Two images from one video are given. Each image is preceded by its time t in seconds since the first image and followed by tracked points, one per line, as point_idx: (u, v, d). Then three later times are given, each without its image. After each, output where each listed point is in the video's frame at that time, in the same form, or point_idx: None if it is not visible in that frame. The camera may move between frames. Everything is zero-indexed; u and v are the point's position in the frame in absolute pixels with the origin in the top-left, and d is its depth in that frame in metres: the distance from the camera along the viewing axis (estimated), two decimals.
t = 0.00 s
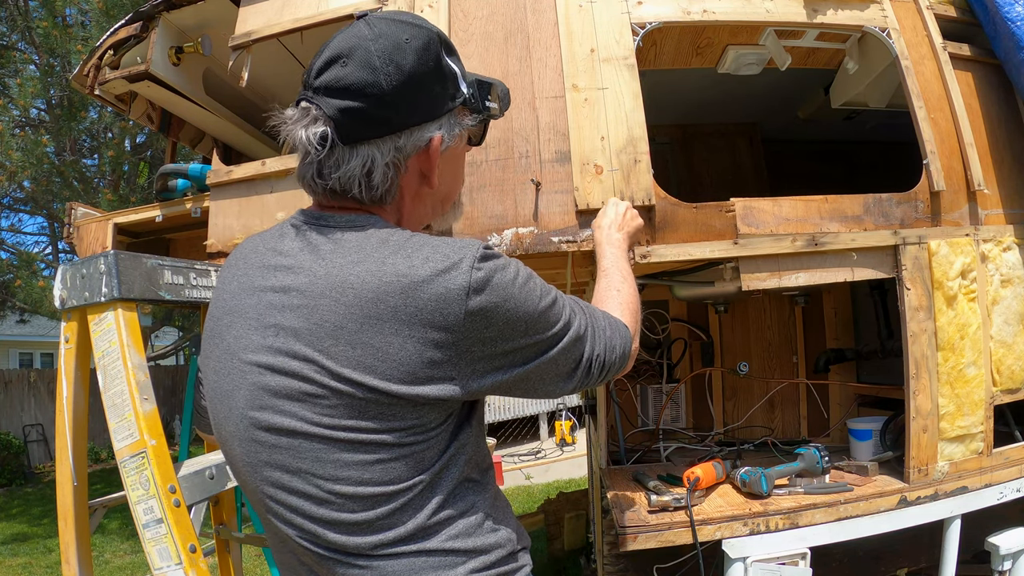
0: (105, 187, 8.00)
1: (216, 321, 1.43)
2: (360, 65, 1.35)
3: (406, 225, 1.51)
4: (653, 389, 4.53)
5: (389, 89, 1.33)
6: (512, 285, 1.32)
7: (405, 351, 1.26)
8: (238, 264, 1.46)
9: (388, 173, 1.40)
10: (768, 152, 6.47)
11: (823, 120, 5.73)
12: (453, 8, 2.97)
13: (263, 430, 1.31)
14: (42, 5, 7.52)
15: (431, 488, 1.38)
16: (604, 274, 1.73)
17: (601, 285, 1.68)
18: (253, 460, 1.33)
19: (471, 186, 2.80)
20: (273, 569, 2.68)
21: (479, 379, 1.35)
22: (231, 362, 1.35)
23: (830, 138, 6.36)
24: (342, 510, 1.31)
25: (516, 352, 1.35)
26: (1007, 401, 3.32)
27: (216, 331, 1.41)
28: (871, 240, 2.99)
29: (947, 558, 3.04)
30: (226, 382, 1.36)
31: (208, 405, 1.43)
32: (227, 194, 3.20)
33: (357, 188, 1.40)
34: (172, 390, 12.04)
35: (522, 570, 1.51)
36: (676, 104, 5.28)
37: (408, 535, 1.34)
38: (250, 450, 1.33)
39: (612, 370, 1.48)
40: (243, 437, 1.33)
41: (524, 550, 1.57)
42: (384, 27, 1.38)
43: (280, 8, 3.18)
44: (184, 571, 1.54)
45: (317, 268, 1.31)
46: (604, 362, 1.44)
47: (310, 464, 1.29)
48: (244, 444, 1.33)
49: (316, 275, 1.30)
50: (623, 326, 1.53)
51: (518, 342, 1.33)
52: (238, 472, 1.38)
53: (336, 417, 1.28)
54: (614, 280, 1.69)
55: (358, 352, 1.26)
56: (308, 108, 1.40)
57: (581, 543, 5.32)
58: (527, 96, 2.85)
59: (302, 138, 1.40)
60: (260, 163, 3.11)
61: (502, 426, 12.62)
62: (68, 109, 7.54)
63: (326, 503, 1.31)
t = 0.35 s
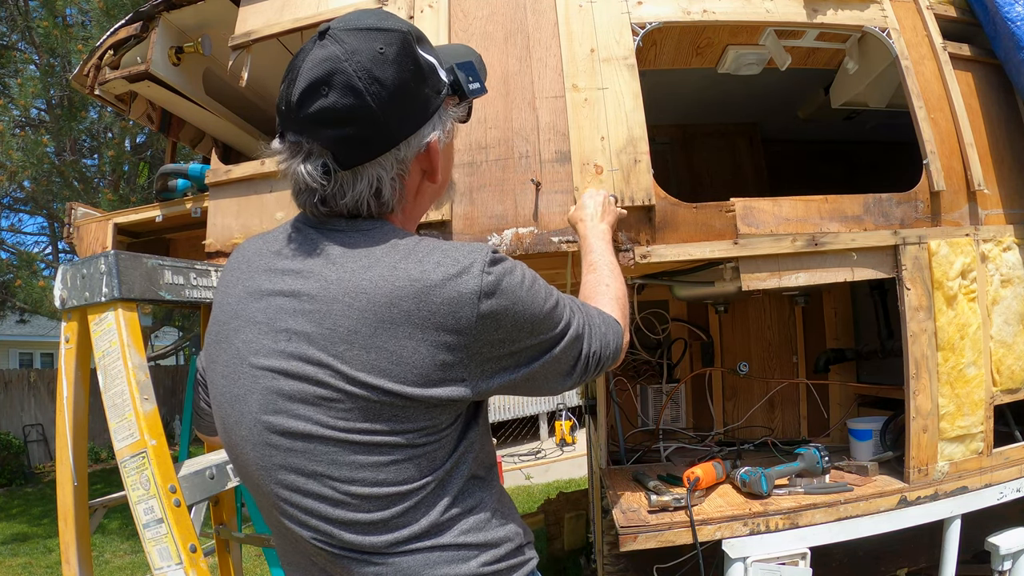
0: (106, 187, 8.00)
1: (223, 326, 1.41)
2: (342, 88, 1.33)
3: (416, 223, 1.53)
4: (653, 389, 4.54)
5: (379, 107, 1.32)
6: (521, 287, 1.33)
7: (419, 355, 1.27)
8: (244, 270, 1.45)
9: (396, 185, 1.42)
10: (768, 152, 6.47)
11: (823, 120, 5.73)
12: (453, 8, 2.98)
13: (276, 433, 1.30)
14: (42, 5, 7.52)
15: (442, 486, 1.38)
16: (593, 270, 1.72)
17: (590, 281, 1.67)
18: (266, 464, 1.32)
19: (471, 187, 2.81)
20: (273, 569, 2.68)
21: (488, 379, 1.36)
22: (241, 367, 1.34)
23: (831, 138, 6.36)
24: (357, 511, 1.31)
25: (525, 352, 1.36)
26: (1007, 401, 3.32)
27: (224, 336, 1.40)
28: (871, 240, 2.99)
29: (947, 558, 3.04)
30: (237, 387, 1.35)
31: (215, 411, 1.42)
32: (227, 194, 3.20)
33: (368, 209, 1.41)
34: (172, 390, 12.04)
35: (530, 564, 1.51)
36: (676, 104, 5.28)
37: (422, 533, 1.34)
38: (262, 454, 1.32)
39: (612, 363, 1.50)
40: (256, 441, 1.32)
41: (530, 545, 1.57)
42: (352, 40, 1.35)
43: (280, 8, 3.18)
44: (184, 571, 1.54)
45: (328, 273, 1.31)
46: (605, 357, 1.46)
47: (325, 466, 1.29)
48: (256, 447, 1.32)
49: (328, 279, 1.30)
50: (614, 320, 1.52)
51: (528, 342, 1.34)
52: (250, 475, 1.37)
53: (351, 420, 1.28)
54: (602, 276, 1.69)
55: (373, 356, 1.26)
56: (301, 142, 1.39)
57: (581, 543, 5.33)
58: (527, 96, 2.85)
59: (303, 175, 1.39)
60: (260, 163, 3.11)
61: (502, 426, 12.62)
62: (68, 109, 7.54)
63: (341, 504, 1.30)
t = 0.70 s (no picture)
0: (106, 187, 8.00)
1: (225, 328, 1.43)
2: (348, 90, 1.33)
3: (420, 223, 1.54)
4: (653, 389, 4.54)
5: (385, 109, 1.32)
6: (518, 293, 1.31)
7: (413, 361, 1.26)
8: (246, 271, 1.46)
9: (401, 188, 1.42)
10: (768, 152, 6.48)
11: (823, 120, 5.73)
12: (453, 8, 2.98)
13: (274, 437, 1.32)
14: (43, 4, 7.52)
15: (438, 491, 1.38)
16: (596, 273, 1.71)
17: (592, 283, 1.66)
18: (265, 466, 1.34)
19: (471, 187, 2.81)
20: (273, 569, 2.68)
21: (487, 385, 1.34)
22: (241, 370, 1.36)
23: (831, 138, 6.37)
24: (352, 514, 1.32)
25: (523, 357, 1.34)
26: (1007, 401, 3.32)
27: (226, 338, 1.42)
28: (871, 240, 2.99)
29: (947, 558, 3.04)
30: (237, 389, 1.37)
31: (219, 411, 1.44)
32: (227, 194, 3.20)
33: (373, 212, 1.41)
34: (172, 390, 12.04)
35: (528, 566, 1.50)
36: (676, 104, 5.29)
37: (416, 536, 1.35)
38: (261, 456, 1.34)
39: (615, 364, 1.48)
40: (255, 443, 1.34)
41: (528, 546, 1.56)
42: (357, 42, 1.35)
43: (280, 8, 3.18)
44: (184, 571, 1.54)
45: (325, 277, 1.31)
46: (607, 359, 1.44)
47: (321, 470, 1.30)
48: (256, 450, 1.34)
49: (324, 285, 1.30)
50: (620, 321, 1.52)
51: (526, 348, 1.33)
52: (251, 475, 1.39)
53: (345, 426, 1.29)
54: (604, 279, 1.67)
55: (367, 362, 1.26)
56: (306, 144, 1.39)
57: (581, 543, 5.33)
58: (527, 96, 2.85)
59: (309, 178, 1.38)
60: (260, 163, 3.11)
61: (502, 426, 12.62)
62: (68, 109, 7.54)
63: (336, 507, 1.31)
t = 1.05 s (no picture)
0: (105, 187, 8.00)
1: (214, 334, 1.46)
2: (352, 78, 1.34)
3: (400, 233, 1.51)
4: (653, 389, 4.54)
5: (382, 102, 1.32)
6: (494, 303, 1.29)
7: (384, 372, 1.25)
8: (234, 276, 1.48)
9: (383, 186, 1.41)
10: (768, 152, 6.47)
11: (824, 120, 5.73)
12: (453, 8, 2.98)
13: (254, 445, 1.34)
14: (42, 4, 7.52)
15: (418, 501, 1.37)
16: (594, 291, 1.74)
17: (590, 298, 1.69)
18: (250, 472, 1.37)
19: (471, 187, 2.81)
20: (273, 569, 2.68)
21: (465, 396, 1.33)
22: (226, 377, 1.39)
23: (831, 138, 6.37)
24: (330, 522, 1.33)
25: (501, 368, 1.33)
26: (1007, 401, 3.32)
27: (215, 344, 1.45)
28: (871, 240, 2.99)
29: (947, 558, 3.04)
30: (223, 395, 1.40)
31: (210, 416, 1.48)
32: (227, 194, 3.20)
33: (351, 203, 1.41)
34: (172, 390, 12.05)
35: (517, 568, 1.52)
36: (676, 104, 5.28)
37: (395, 546, 1.35)
38: (245, 462, 1.37)
39: (607, 379, 1.45)
40: (239, 450, 1.37)
41: (519, 549, 1.57)
42: (374, 36, 1.37)
43: (280, 7, 3.18)
44: (184, 571, 1.54)
45: (303, 286, 1.32)
46: (594, 373, 1.41)
47: (298, 479, 1.32)
48: (240, 456, 1.38)
49: (300, 294, 1.31)
50: (616, 332, 1.51)
51: (502, 359, 1.31)
52: (239, 479, 1.43)
53: (320, 437, 1.29)
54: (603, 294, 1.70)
55: (338, 373, 1.25)
56: (301, 122, 1.41)
57: (581, 543, 5.33)
58: (527, 96, 2.85)
59: (295, 153, 1.40)
60: (260, 163, 3.11)
61: (502, 426, 12.62)
62: (67, 109, 7.54)
63: (314, 515, 1.33)
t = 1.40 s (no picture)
0: (106, 187, 8.00)
1: (205, 338, 1.47)
2: (340, 73, 1.36)
3: (384, 235, 1.51)
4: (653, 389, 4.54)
5: (365, 98, 1.33)
6: (480, 303, 1.28)
7: (369, 374, 1.25)
8: (224, 281, 1.48)
9: (363, 183, 1.41)
10: (767, 151, 6.47)
11: (824, 120, 5.73)
12: (453, 8, 2.98)
13: (245, 449, 1.35)
14: (42, 4, 7.51)
15: (409, 503, 1.37)
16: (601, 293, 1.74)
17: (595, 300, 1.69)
18: (242, 476, 1.38)
19: (471, 187, 2.81)
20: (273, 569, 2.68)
21: (453, 397, 1.33)
22: (216, 381, 1.40)
23: (830, 138, 6.37)
24: (321, 525, 1.34)
25: (488, 369, 1.32)
26: (1007, 401, 3.32)
27: (206, 348, 1.45)
28: (871, 240, 2.99)
29: (947, 558, 3.04)
30: (214, 400, 1.41)
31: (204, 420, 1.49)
32: (227, 194, 3.20)
33: (330, 197, 1.42)
34: (172, 390, 12.05)
35: (512, 570, 1.52)
36: (676, 104, 5.28)
37: (387, 549, 1.35)
38: (237, 467, 1.38)
39: (598, 382, 1.43)
40: (230, 454, 1.38)
41: (515, 550, 1.57)
42: (367, 34, 1.38)
43: (280, 7, 3.18)
44: (184, 571, 1.54)
45: (289, 289, 1.31)
46: (584, 376, 1.40)
47: (288, 482, 1.32)
48: (232, 460, 1.38)
49: (285, 297, 1.31)
50: (612, 336, 1.50)
51: (488, 360, 1.31)
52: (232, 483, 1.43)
53: (308, 440, 1.30)
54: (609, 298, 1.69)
55: (323, 375, 1.25)
56: (290, 113, 1.43)
57: (581, 543, 5.33)
58: (527, 96, 2.85)
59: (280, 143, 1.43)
60: (260, 163, 3.12)
61: (502, 426, 12.62)
62: (68, 109, 7.52)
63: (305, 518, 1.34)
